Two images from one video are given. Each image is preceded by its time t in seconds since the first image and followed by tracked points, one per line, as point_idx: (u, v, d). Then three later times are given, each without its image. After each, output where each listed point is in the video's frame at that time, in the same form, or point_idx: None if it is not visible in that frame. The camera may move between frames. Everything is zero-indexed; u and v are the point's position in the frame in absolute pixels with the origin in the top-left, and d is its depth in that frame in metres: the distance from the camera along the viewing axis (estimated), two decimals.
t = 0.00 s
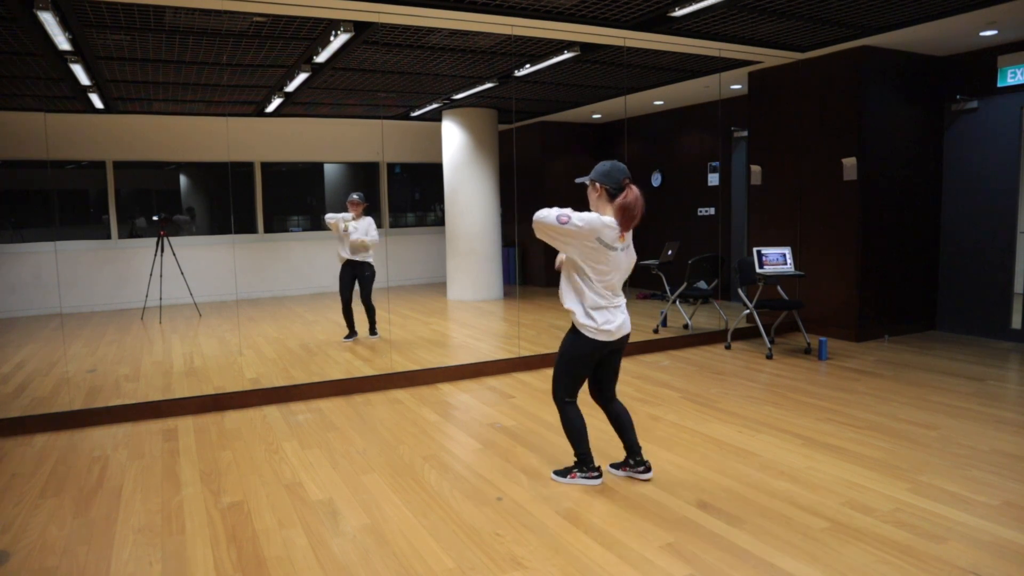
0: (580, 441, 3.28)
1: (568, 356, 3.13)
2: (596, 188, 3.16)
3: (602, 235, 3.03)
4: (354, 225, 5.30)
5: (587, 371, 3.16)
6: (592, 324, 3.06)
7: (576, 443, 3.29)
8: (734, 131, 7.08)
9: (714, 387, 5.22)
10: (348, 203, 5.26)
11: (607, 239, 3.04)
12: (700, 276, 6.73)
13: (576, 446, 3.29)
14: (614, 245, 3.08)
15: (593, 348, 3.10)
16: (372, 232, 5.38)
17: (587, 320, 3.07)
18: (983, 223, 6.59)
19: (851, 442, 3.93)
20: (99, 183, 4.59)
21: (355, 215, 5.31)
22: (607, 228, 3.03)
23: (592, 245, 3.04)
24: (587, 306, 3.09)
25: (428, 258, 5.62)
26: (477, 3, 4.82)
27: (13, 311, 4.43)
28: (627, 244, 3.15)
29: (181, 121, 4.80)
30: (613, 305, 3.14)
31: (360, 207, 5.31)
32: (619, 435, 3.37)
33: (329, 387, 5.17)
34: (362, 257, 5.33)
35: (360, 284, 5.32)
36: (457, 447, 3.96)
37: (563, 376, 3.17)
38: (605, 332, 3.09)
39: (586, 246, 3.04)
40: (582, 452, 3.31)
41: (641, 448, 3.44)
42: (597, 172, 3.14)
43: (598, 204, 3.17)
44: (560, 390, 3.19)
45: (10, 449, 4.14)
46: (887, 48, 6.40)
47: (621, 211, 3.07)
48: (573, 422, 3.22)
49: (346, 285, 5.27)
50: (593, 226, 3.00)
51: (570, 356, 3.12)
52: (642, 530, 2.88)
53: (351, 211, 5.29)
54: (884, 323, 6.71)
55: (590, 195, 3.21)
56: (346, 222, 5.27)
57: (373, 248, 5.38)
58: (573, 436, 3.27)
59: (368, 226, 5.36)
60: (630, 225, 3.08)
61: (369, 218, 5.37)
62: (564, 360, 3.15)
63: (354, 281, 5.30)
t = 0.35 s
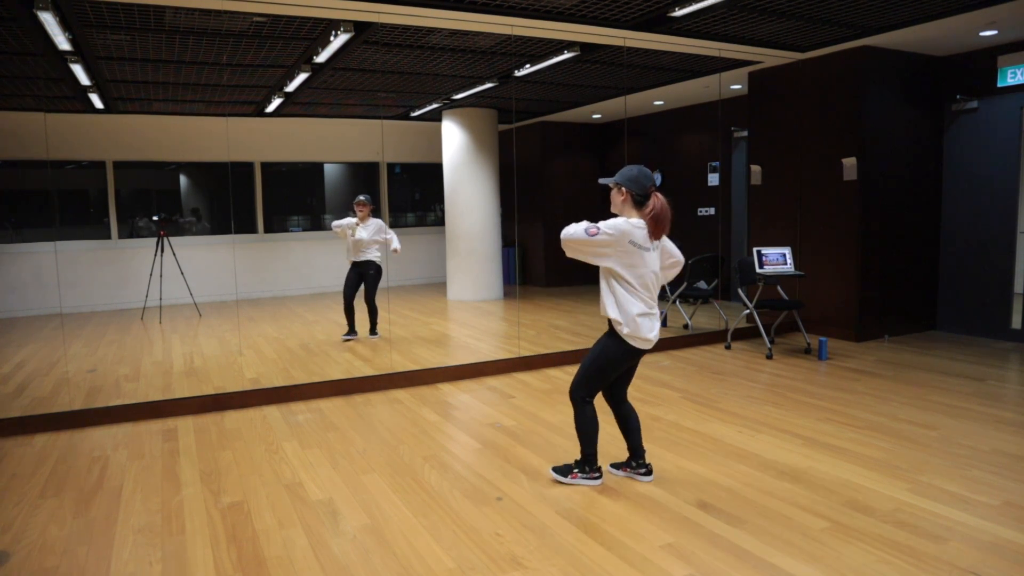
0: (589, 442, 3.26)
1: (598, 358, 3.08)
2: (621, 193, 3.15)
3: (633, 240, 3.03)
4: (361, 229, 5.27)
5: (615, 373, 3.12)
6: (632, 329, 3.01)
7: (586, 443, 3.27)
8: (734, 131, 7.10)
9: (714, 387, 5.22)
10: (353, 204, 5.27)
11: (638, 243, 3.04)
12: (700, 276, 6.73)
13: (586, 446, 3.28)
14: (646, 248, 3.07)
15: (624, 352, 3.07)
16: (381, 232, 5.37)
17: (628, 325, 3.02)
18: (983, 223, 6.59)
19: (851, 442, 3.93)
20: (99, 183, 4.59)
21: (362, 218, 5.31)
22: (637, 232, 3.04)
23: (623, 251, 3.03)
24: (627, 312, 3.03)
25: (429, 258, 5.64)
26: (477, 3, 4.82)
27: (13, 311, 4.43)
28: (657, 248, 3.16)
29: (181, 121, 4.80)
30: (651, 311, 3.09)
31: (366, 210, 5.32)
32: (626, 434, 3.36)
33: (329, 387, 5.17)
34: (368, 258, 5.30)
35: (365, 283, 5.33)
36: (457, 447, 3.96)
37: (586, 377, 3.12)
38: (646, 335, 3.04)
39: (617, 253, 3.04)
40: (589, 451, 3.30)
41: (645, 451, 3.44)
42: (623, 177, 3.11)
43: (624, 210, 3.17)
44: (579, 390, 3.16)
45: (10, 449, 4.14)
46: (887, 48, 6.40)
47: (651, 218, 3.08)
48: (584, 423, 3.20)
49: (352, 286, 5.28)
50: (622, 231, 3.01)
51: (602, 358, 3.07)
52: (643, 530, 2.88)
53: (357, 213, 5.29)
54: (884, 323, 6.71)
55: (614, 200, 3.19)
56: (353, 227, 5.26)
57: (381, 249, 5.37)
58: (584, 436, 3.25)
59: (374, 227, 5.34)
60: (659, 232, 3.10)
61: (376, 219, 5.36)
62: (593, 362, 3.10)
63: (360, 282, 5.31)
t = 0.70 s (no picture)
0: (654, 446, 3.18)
1: (624, 360, 3.09)
2: (639, 193, 3.11)
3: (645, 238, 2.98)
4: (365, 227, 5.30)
5: (643, 374, 3.11)
6: (641, 331, 3.02)
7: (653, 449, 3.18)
8: (734, 131, 7.08)
9: (713, 387, 5.22)
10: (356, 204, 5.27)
11: (651, 242, 2.99)
12: (699, 276, 6.79)
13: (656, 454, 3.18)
14: (659, 246, 3.02)
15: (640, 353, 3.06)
16: (381, 232, 5.38)
17: (636, 327, 3.03)
18: (983, 223, 6.59)
19: (851, 442, 3.93)
20: (99, 183, 4.59)
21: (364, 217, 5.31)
22: (650, 231, 2.99)
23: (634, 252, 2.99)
24: (636, 313, 3.04)
25: (428, 259, 5.63)
26: (477, 3, 4.82)
27: (13, 311, 4.43)
28: (675, 244, 3.10)
29: (181, 121, 4.80)
30: (666, 310, 3.05)
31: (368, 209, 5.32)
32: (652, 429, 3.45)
33: (329, 387, 5.17)
34: (372, 257, 5.35)
35: (371, 282, 5.36)
36: (457, 447, 3.96)
37: (618, 382, 3.14)
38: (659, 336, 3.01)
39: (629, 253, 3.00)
40: (662, 458, 3.19)
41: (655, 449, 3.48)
42: (640, 175, 3.08)
43: (643, 209, 3.12)
44: (622, 396, 3.14)
45: (10, 449, 4.14)
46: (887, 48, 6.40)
47: (670, 214, 3.03)
48: (638, 427, 3.15)
49: (359, 283, 5.32)
50: (634, 230, 2.96)
51: (622, 362, 3.10)
52: (643, 530, 2.88)
53: (361, 212, 5.30)
54: (884, 323, 6.71)
55: (632, 200, 3.16)
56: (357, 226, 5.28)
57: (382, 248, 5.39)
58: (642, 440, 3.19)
59: (378, 227, 5.36)
60: (677, 227, 3.05)
61: (381, 219, 5.37)
62: (617, 367, 3.13)
63: (365, 278, 5.34)
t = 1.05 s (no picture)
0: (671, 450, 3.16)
1: (653, 363, 3.05)
2: (644, 189, 3.13)
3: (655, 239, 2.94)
4: (364, 228, 5.31)
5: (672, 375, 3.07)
6: (670, 329, 2.97)
7: (666, 453, 3.17)
8: (734, 131, 7.06)
9: (713, 387, 5.22)
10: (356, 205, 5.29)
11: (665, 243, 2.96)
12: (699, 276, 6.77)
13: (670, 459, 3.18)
14: (671, 243, 2.97)
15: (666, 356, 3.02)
16: (383, 232, 5.40)
17: (665, 327, 2.99)
18: (983, 223, 6.59)
19: (851, 442, 3.93)
20: (100, 183, 4.59)
21: (363, 217, 5.33)
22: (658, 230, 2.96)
23: (653, 259, 2.93)
24: (663, 313, 3.00)
25: (428, 258, 5.64)
26: (477, 3, 4.82)
27: (13, 311, 4.43)
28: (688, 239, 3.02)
29: (181, 121, 4.80)
30: (688, 305, 3.01)
31: (366, 207, 5.33)
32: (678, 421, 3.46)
33: (329, 387, 5.17)
34: (376, 257, 5.36)
35: (373, 281, 5.37)
36: (457, 447, 3.96)
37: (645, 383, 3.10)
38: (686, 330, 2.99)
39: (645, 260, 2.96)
40: (673, 462, 3.18)
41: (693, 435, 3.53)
42: (646, 171, 3.10)
43: (648, 205, 3.14)
44: (650, 398, 3.10)
45: (11, 449, 4.15)
46: (887, 48, 6.40)
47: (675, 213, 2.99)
48: (663, 429, 3.12)
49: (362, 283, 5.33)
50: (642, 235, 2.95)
51: (649, 363, 3.06)
52: (643, 530, 2.88)
53: (359, 211, 5.31)
54: (885, 323, 6.71)
55: (638, 195, 3.17)
56: (357, 228, 5.29)
57: (386, 247, 5.42)
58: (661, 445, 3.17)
59: (378, 225, 5.39)
60: (681, 226, 2.98)
61: (380, 217, 5.40)
62: (644, 368, 3.09)
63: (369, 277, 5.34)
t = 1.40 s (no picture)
0: (675, 448, 3.17)
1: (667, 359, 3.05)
2: (656, 185, 3.10)
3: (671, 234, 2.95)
4: (366, 225, 5.32)
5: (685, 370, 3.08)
6: (690, 325, 2.96)
7: (668, 451, 3.18)
8: (734, 131, 7.05)
9: (713, 387, 5.22)
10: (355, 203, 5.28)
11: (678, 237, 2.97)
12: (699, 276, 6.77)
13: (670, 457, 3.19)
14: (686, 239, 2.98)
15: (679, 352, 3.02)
16: (387, 229, 5.41)
17: (686, 324, 2.97)
18: (983, 223, 6.59)
19: (850, 442, 3.93)
20: (100, 183, 4.59)
21: (365, 214, 5.33)
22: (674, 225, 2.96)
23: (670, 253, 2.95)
24: (682, 309, 2.99)
25: (428, 258, 5.63)
26: (477, 3, 4.82)
27: (13, 311, 4.43)
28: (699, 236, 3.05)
29: (181, 121, 4.80)
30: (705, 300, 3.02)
31: (367, 206, 5.33)
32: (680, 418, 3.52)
33: (329, 387, 5.17)
34: (380, 252, 5.38)
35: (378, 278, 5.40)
36: (457, 447, 3.96)
37: (661, 381, 3.08)
38: (705, 325, 2.98)
39: (658, 254, 2.97)
40: (674, 461, 3.19)
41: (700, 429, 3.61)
42: (658, 168, 3.08)
43: (659, 201, 3.12)
44: (663, 395, 3.10)
45: (10, 449, 4.15)
46: (887, 48, 6.40)
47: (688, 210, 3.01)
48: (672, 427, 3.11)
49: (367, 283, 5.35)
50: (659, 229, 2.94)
51: (666, 360, 3.04)
52: (643, 530, 2.88)
53: (362, 210, 5.31)
54: (885, 323, 6.71)
55: (648, 191, 3.15)
56: (359, 224, 5.30)
57: (390, 244, 5.44)
58: (665, 443, 3.17)
59: (381, 223, 5.39)
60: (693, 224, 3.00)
61: (381, 214, 5.39)
62: (660, 365, 3.06)
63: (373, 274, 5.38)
